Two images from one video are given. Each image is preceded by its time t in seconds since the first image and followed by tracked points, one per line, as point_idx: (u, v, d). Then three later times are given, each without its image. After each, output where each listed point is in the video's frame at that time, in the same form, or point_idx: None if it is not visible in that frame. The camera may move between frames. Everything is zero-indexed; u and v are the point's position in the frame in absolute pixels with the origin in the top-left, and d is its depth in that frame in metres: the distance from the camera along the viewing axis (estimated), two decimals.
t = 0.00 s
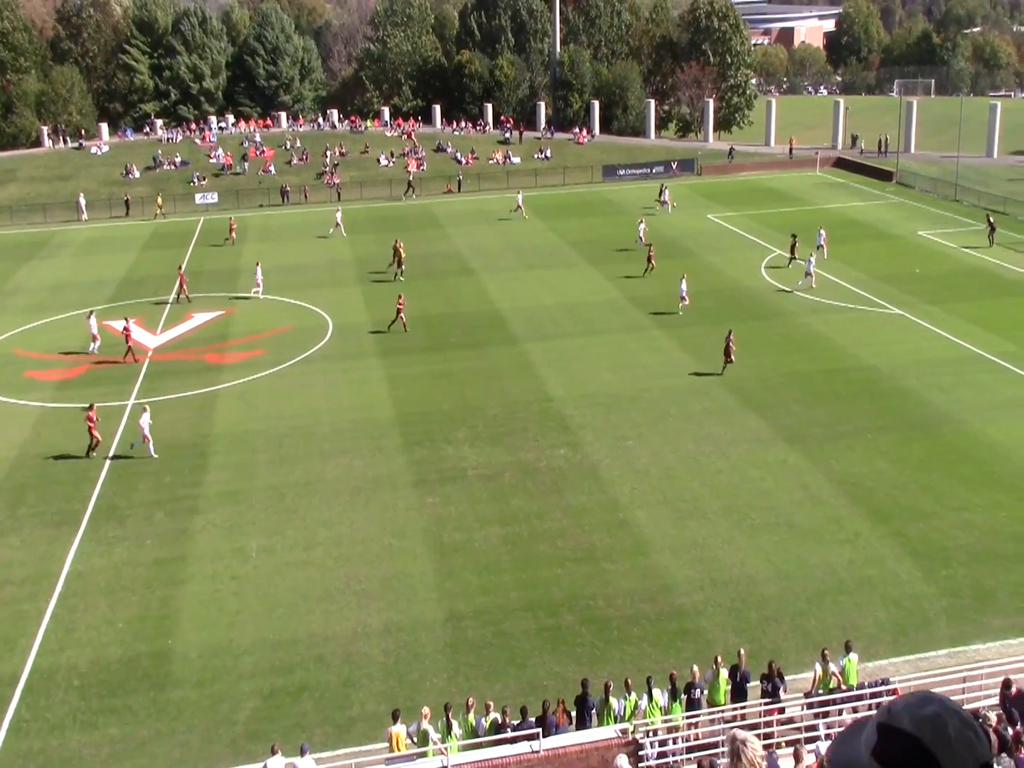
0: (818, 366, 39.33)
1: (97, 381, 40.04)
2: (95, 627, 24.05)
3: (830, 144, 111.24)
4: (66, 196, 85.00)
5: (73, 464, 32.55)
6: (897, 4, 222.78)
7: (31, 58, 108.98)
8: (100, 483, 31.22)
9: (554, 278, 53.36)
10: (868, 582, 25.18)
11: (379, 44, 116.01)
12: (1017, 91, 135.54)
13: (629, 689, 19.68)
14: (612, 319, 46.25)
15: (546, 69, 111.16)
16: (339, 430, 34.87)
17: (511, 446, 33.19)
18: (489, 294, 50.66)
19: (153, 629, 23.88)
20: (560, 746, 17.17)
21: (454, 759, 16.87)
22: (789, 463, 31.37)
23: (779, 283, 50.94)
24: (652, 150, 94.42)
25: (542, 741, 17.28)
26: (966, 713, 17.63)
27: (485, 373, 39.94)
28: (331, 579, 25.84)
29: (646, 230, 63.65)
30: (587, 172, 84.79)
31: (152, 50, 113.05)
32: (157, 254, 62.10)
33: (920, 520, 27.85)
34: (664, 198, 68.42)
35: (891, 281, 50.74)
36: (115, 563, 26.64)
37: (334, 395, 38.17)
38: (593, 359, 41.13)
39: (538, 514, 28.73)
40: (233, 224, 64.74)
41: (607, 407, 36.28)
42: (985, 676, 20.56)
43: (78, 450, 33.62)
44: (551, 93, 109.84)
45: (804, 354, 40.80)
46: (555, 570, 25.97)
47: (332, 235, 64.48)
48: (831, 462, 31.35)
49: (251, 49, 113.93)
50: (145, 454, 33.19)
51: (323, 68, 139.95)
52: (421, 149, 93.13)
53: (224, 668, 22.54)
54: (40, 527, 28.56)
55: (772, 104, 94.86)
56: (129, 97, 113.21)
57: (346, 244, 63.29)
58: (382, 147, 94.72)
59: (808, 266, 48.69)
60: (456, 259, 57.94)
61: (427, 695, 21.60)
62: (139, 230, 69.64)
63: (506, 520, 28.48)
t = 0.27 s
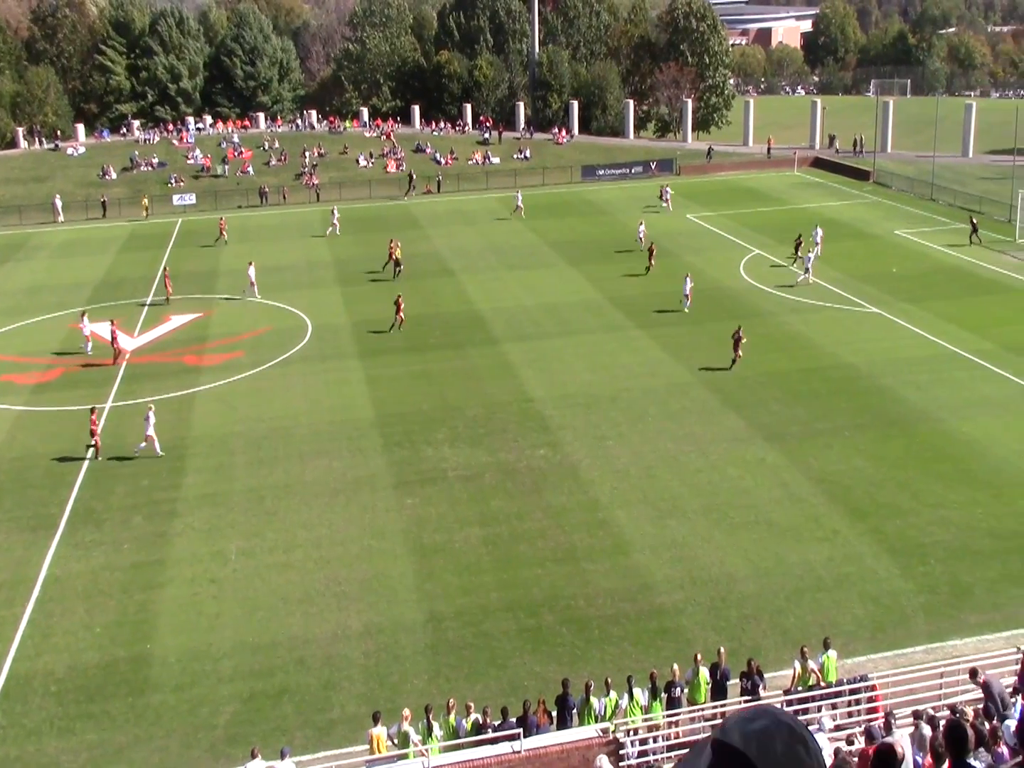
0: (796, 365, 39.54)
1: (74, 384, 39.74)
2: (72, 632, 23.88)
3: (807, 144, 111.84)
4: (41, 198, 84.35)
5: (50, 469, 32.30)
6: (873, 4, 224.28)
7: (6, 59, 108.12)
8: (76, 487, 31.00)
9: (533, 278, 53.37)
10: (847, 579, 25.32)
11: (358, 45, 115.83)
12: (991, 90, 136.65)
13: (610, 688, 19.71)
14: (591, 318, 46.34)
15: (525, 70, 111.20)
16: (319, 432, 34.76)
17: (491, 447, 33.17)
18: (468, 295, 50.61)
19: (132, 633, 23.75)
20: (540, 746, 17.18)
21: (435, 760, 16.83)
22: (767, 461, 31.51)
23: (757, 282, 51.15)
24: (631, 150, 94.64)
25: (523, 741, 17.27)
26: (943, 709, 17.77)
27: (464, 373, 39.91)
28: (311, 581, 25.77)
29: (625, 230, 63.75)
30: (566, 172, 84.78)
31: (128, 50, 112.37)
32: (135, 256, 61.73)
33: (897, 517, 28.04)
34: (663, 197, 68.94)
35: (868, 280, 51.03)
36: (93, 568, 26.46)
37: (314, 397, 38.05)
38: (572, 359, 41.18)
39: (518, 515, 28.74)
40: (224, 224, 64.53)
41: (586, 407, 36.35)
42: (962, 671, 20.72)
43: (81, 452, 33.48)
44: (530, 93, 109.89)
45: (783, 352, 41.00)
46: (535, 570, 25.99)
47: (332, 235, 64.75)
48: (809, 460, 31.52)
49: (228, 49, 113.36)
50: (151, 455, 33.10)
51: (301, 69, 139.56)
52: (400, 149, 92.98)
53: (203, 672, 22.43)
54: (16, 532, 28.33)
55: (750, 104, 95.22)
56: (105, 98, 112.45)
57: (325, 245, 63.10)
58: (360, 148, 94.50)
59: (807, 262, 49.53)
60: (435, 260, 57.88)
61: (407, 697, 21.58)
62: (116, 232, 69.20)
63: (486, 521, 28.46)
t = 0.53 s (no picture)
0: (774, 364, 39.72)
1: (49, 388, 39.40)
2: (49, 637, 23.68)
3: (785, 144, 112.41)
4: (17, 199, 83.65)
5: (26, 473, 32.03)
6: (850, 5, 225.59)
7: None
8: (53, 491, 30.75)
9: (513, 279, 53.38)
10: (825, 576, 25.46)
11: (336, 46, 115.58)
12: (966, 90, 137.72)
13: (591, 687, 19.71)
14: (571, 319, 46.38)
15: (504, 70, 111.21)
16: (298, 434, 34.63)
17: (471, 447, 33.15)
18: (448, 295, 50.55)
19: (110, 638, 23.58)
20: (521, 745, 17.15)
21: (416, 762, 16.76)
22: (746, 460, 31.64)
23: (735, 282, 51.35)
24: (610, 150, 94.79)
25: (504, 742, 17.25)
26: (921, 704, 17.86)
27: (443, 374, 39.85)
28: (290, 583, 25.67)
29: (604, 230, 63.84)
30: (545, 173, 84.67)
31: (104, 51, 111.63)
32: (111, 258, 61.33)
33: (875, 514, 28.21)
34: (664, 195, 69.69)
35: (845, 279, 51.33)
36: (70, 572, 26.25)
37: (293, 399, 37.90)
38: (551, 360, 41.21)
39: (498, 515, 28.73)
40: (214, 225, 64.24)
41: (566, 406, 36.38)
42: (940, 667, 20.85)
43: (80, 455, 33.16)
44: (509, 94, 109.88)
45: (761, 351, 41.17)
46: (515, 571, 25.99)
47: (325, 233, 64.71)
48: (788, 458, 31.65)
49: (206, 50, 112.81)
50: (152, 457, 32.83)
51: (279, 69, 139.13)
52: (378, 150, 92.82)
53: (182, 676, 22.31)
54: None
55: (728, 104, 95.58)
56: (80, 99, 111.66)
57: (304, 246, 62.88)
58: (339, 149, 94.24)
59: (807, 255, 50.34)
60: (414, 261, 57.80)
61: (388, 699, 21.53)
62: (93, 234, 68.71)
63: (466, 522, 28.44)
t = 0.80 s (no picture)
0: (753, 363, 39.90)
1: (26, 392, 39.07)
2: (27, 644, 23.50)
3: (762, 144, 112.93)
4: None
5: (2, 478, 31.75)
6: (826, 7, 226.84)
7: None
8: (29, 496, 30.49)
9: (492, 280, 53.38)
10: (804, 574, 25.58)
11: (313, 47, 115.29)
12: (942, 90, 138.73)
13: (572, 687, 19.72)
14: (551, 319, 46.41)
15: (482, 72, 111.16)
16: (277, 437, 34.50)
17: (451, 449, 33.13)
18: (428, 297, 50.50)
19: (88, 644, 23.41)
20: (502, 748, 17.14)
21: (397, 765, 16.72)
22: (725, 459, 31.77)
23: (714, 282, 51.54)
24: (589, 151, 94.91)
25: (485, 743, 17.24)
26: (899, 700, 17.96)
27: (423, 376, 39.79)
28: (270, 586, 25.57)
29: (583, 231, 63.91)
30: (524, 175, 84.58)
31: (80, 53, 110.89)
32: (88, 261, 60.89)
33: (853, 512, 28.38)
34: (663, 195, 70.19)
35: (822, 278, 51.67)
36: (47, 578, 26.05)
37: (271, 402, 37.75)
38: (531, 361, 41.23)
39: (478, 516, 28.73)
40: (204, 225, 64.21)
41: (546, 407, 36.41)
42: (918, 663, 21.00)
43: (80, 457, 33.05)
44: (488, 95, 109.79)
45: (741, 350, 41.35)
46: (495, 572, 25.98)
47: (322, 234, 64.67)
48: (766, 457, 31.78)
49: (183, 51, 112.31)
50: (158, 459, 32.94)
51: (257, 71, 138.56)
52: (357, 152, 92.62)
53: (161, 681, 22.18)
54: None
55: (706, 105, 95.89)
56: (56, 101, 110.84)
57: (282, 248, 62.61)
58: (317, 151, 93.95)
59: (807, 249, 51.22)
60: (393, 262, 57.68)
61: (368, 701, 21.48)
62: (69, 237, 68.18)
63: (446, 523, 28.41)
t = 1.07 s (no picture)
0: (732, 363, 40.06)
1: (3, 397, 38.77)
2: (4, 650, 23.31)
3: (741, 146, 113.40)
4: None
5: None
6: (804, 9, 228.11)
7: None
8: (6, 502, 30.23)
9: (473, 282, 53.37)
10: (784, 573, 25.70)
11: (292, 49, 115.03)
12: (918, 92, 139.84)
13: (554, 688, 19.72)
14: (531, 321, 46.44)
15: (462, 73, 111.15)
16: (257, 440, 34.37)
17: (432, 451, 33.11)
18: (408, 299, 50.44)
19: (66, 650, 23.25)
20: (484, 750, 17.13)
21: None
22: (706, 459, 31.88)
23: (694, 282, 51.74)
24: (569, 153, 95.06)
25: (467, 745, 17.22)
26: (879, 697, 18.07)
27: (404, 378, 39.74)
28: (251, 590, 25.47)
29: (563, 232, 63.98)
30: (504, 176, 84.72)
31: (57, 55, 110.11)
32: (65, 265, 60.45)
33: (832, 511, 28.53)
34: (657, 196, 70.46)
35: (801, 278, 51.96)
36: (25, 584, 25.85)
37: (251, 405, 37.60)
38: (512, 362, 41.24)
39: (459, 518, 28.70)
40: (195, 228, 64.09)
41: (527, 409, 36.43)
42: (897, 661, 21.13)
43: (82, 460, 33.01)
44: (467, 96, 109.72)
45: (721, 351, 41.52)
46: (477, 574, 25.97)
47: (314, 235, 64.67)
48: (747, 457, 31.91)
49: (161, 53, 111.81)
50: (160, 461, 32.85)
51: (236, 73, 138.02)
52: (337, 154, 92.44)
53: (141, 686, 22.06)
54: None
55: (684, 106, 96.23)
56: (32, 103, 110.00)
57: (261, 251, 62.38)
58: (296, 153, 93.69)
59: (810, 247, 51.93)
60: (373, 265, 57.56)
61: (350, 705, 21.43)
62: (46, 241, 67.68)
63: (427, 526, 28.37)
